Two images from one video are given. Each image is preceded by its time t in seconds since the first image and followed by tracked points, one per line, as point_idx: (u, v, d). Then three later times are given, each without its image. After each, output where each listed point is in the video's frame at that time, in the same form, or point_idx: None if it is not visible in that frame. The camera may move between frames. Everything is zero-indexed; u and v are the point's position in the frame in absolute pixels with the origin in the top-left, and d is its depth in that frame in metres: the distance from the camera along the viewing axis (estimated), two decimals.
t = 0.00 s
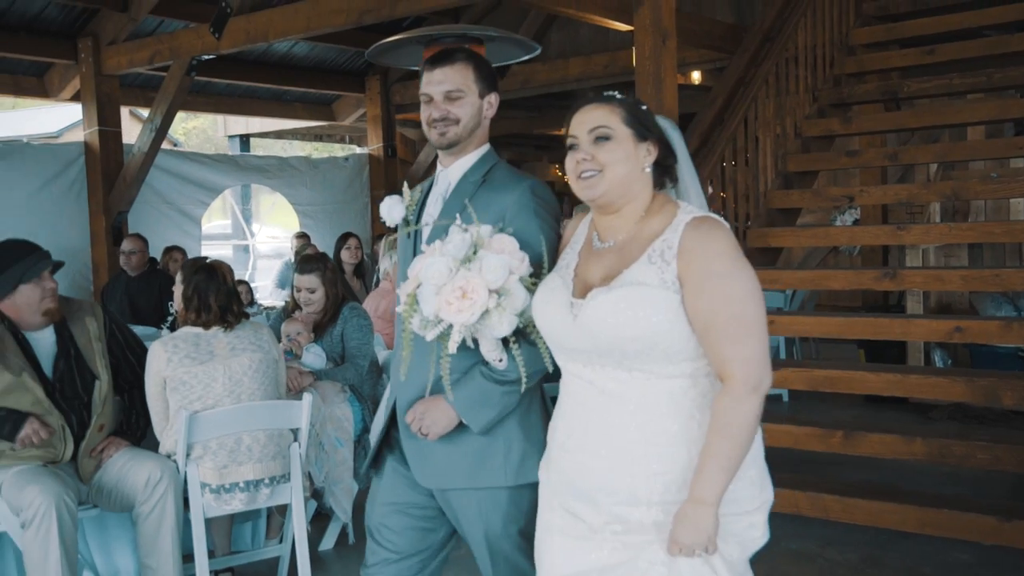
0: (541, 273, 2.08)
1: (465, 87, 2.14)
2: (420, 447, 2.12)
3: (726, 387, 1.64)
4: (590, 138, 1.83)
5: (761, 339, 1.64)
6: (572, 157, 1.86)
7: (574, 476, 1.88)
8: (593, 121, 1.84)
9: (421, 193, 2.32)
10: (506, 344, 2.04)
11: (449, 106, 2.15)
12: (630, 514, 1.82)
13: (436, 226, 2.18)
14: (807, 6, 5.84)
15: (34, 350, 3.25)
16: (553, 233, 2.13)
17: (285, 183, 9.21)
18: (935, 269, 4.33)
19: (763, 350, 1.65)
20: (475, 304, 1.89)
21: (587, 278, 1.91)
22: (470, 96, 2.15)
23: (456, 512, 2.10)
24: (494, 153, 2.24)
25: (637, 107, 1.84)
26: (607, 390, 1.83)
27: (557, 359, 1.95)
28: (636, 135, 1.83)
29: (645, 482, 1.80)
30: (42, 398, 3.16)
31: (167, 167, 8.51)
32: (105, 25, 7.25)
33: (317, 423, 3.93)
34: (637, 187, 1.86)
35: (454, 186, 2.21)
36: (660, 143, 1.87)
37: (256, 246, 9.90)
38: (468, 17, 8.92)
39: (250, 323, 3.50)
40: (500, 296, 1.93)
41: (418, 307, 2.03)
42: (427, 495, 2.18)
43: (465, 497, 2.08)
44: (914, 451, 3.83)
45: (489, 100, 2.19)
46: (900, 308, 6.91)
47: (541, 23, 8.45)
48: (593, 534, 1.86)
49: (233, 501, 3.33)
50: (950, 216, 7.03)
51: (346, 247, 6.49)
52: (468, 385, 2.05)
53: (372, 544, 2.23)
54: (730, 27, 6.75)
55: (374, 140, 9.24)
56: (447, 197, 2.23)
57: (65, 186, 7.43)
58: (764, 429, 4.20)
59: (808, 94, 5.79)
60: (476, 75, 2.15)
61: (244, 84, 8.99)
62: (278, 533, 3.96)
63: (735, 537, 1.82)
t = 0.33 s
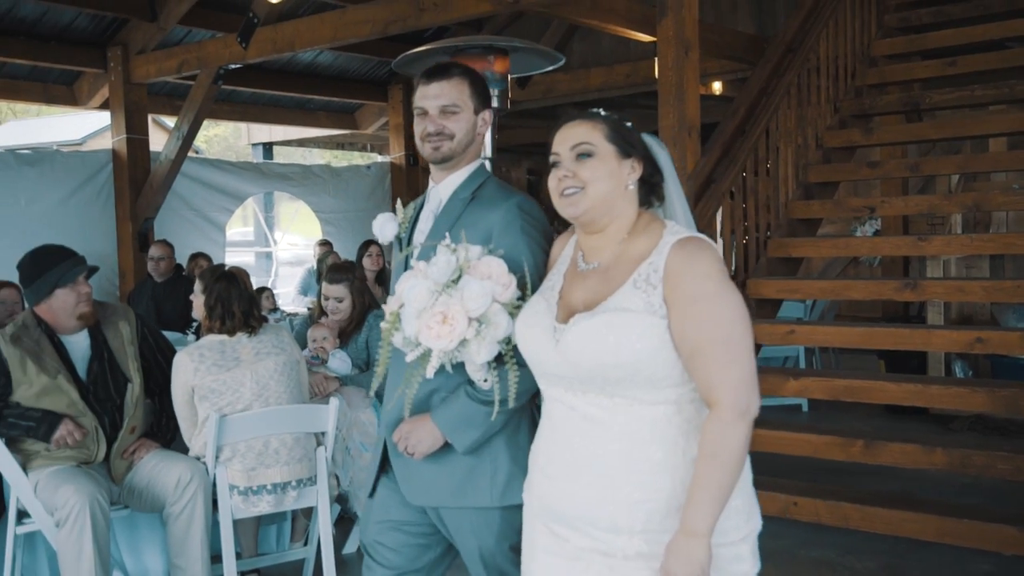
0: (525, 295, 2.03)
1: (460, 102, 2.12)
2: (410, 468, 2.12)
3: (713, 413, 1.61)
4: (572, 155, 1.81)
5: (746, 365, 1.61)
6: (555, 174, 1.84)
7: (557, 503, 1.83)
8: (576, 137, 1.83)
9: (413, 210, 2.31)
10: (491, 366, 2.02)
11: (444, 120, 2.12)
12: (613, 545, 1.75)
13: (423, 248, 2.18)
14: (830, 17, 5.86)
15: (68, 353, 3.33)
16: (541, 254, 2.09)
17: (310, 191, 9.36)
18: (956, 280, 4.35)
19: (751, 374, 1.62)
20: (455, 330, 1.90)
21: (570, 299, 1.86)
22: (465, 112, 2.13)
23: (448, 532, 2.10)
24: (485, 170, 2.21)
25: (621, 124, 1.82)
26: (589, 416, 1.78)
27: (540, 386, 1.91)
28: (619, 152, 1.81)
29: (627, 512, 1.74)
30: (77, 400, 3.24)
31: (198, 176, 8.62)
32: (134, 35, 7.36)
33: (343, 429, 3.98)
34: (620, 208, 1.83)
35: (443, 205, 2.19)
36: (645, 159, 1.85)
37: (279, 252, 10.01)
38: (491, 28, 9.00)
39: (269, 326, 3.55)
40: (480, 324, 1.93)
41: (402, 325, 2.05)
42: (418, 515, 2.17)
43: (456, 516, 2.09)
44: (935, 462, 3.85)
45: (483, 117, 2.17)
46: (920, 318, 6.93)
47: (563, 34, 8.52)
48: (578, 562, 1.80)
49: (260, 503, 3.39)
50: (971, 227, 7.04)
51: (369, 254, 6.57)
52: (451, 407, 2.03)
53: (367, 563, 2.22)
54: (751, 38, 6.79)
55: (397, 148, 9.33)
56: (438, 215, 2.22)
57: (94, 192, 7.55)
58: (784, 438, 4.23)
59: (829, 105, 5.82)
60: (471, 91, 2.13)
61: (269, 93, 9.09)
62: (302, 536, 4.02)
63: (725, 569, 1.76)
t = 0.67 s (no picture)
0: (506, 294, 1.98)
1: (450, 103, 2.10)
2: (394, 473, 2.08)
3: (694, 414, 1.55)
4: (554, 154, 1.76)
5: (731, 364, 1.55)
6: (538, 174, 1.80)
7: (535, 505, 1.78)
8: (558, 136, 1.78)
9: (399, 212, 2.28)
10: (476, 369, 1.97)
11: (433, 121, 2.11)
12: (589, 549, 1.70)
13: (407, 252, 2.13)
14: (851, 30, 5.89)
15: (101, 357, 3.40)
16: (528, 254, 2.04)
17: (333, 200, 9.44)
18: (977, 292, 4.38)
19: (734, 375, 1.55)
20: (431, 334, 1.87)
21: (551, 297, 1.81)
22: (454, 114, 2.11)
23: (432, 539, 2.05)
24: (473, 171, 2.18)
25: (604, 123, 1.78)
26: (568, 416, 1.72)
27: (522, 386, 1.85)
28: (602, 151, 1.77)
29: (604, 516, 1.68)
30: (109, 403, 3.32)
31: (221, 185, 8.71)
32: (161, 45, 7.47)
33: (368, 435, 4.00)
34: (606, 207, 1.79)
35: (430, 206, 2.15)
36: (630, 159, 1.80)
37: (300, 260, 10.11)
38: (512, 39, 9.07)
39: (292, 331, 3.62)
40: (457, 328, 1.89)
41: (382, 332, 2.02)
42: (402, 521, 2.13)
43: (440, 524, 2.04)
44: (954, 472, 3.87)
45: (472, 120, 2.16)
46: (940, 330, 6.94)
47: (583, 46, 8.58)
48: (555, 565, 1.75)
49: (286, 505, 3.42)
50: (990, 240, 7.04)
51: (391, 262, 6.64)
52: (436, 410, 1.99)
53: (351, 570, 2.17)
54: (770, 51, 6.84)
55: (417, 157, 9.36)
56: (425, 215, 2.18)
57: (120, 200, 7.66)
58: (803, 447, 4.26)
59: (849, 117, 5.85)
60: (461, 93, 2.12)
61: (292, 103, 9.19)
62: (326, 538, 4.06)
63: None
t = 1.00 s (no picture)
0: (501, 301, 1.95)
1: (442, 108, 2.04)
2: (378, 476, 2.03)
3: (686, 424, 1.51)
4: (547, 158, 1.72)
5: (723, 373, 1.51)
6: (529, 179, 1.75)
7: (528, 515, 1.76)
8: (550, 139, 1.73)
9: (390, 218, 2.21)
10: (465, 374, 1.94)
11: (424, 126, 2.04)
12: (583, 560, 1.68)
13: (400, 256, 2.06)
14: (875, 39, 5.91)
15: (137, 361, 3.48)
16: (522, 260, 2.01)
17: (357, 207, 9.54)
18: (1001, 301, 4.39)
19: (727, 383, 1.51)
20: (423, 333, 1.84)
21: (545, 304, 1.79)
22: (446, 118, 2.04)
23: (409, 548, 2.00)
24: (465, 176, 2.12)
25: (598, 124, 1.73)
26: (560, 426, 1.71)
27: (515, 395, 1.82)
28: (595, 154, 1.72)
29: (596, 526, 1.67)
30: (146, 406, 3.40)
31: (247, 192, 8.81)
32: (190, 55, 7.59)
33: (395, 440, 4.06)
34: (600, 209, 1.75)
35: (421, 213, 2.09)
36: (623, 160, 1.77)
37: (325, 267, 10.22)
38: (535, 49, 9.13)
39: (318, 337, 3.68)
40: (449, 329, 1.86)
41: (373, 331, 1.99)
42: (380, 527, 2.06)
43: (420, 531, 1.98)
44: (978, 480, 3.88)
45: (464, 124, 2.09)
46: (964, 338, 6.95)
47: (606, 55, 8.63)
48: None
49: (317, 508, 3.49)
50: (1015, 248, 7.04)
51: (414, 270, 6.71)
52: (425, 414, 1.95)
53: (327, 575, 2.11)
54: (793, 60, 6.88)
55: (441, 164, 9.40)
56: (415, 222, 2.11)
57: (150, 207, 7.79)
58: (827, 454, 4.29)
59: (872, 126, 5.88)
60: (453, 97, 2.05)
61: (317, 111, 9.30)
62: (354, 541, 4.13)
63: None
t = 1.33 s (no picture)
0: (499, 316, 1.92)
1: (440, 112, 2.02)
2: (378, 477, 2.01)
3: (684, 447, 1.47)
4: (545, 175, 1.67)
5: (723, 397, 1.48)
6: (527, 195, 1.70)
7: (523, 532, 1.73)
8: (548, 156, 1.68)
9: (391, 218, 2.17)
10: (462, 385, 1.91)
11: (422, 130, 2.03)
12: None
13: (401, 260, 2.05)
14: (903, 47, 5.92)
15: (177, 365, 3.57)
16: (522, 270, 1.99)
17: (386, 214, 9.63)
18: None
19: (726, 406, 1.48)
20: (419, 349, 1.84)
21: (541, 319, 1.75)
22: (444, 123, 2.03)
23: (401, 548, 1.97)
24: (465, 180, 2.10)
25: (598, 139, 1.68)
26: (555, 443, 1.67)
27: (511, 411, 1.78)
28: (594, 171, 1.68)
29: (590, 547, 1.63)
30: (186, 409, 3.48)
31: (277, 199, 8.92)
32: (223, 65, 7.73)
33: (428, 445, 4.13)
34: (599, 227, 1.71)
35: (421, 217, 2.07)
36: (623, 176, 1.72)
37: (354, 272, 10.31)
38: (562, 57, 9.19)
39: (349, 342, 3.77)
40: (446, 345, 1.86)
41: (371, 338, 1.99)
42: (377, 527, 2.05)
43: (413, 532, 1.95)
44: (1007, 487, 3.89)
45: (463, 127, 2.07)
46: (993, 346, 6.92)
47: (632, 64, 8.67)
48: None
49: (353, 510, 3.54)
50: None
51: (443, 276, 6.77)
52: (421, 420, 1.92)
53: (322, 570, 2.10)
54: (820, 68, 6.89)
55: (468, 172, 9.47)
56: (415, 227, 2.09)
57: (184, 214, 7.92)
58: (855, 460, 4.31)
59: (900, 134, 5.89)
60: (451, 100, 2.04)
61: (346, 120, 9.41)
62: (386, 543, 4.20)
63: None
